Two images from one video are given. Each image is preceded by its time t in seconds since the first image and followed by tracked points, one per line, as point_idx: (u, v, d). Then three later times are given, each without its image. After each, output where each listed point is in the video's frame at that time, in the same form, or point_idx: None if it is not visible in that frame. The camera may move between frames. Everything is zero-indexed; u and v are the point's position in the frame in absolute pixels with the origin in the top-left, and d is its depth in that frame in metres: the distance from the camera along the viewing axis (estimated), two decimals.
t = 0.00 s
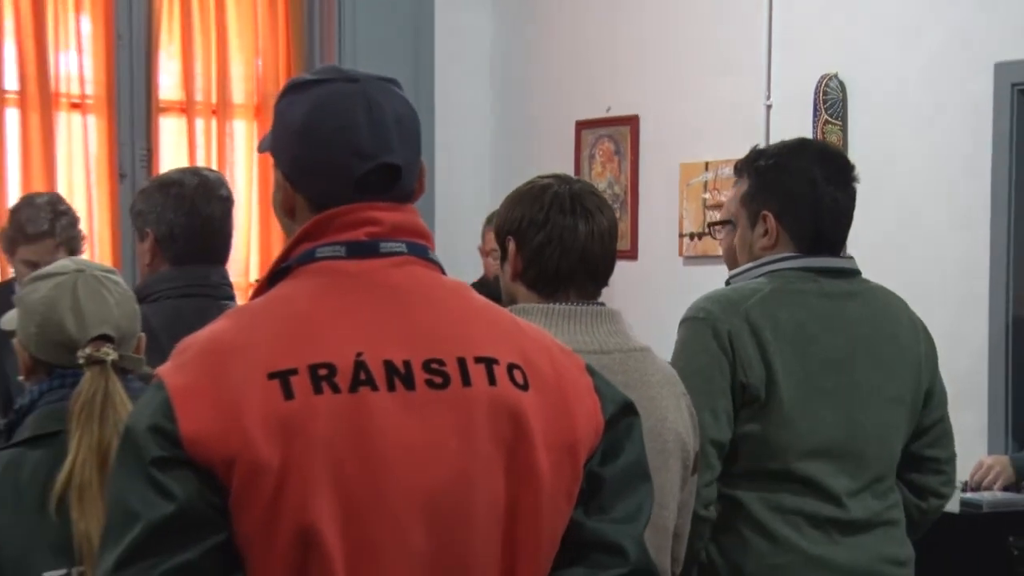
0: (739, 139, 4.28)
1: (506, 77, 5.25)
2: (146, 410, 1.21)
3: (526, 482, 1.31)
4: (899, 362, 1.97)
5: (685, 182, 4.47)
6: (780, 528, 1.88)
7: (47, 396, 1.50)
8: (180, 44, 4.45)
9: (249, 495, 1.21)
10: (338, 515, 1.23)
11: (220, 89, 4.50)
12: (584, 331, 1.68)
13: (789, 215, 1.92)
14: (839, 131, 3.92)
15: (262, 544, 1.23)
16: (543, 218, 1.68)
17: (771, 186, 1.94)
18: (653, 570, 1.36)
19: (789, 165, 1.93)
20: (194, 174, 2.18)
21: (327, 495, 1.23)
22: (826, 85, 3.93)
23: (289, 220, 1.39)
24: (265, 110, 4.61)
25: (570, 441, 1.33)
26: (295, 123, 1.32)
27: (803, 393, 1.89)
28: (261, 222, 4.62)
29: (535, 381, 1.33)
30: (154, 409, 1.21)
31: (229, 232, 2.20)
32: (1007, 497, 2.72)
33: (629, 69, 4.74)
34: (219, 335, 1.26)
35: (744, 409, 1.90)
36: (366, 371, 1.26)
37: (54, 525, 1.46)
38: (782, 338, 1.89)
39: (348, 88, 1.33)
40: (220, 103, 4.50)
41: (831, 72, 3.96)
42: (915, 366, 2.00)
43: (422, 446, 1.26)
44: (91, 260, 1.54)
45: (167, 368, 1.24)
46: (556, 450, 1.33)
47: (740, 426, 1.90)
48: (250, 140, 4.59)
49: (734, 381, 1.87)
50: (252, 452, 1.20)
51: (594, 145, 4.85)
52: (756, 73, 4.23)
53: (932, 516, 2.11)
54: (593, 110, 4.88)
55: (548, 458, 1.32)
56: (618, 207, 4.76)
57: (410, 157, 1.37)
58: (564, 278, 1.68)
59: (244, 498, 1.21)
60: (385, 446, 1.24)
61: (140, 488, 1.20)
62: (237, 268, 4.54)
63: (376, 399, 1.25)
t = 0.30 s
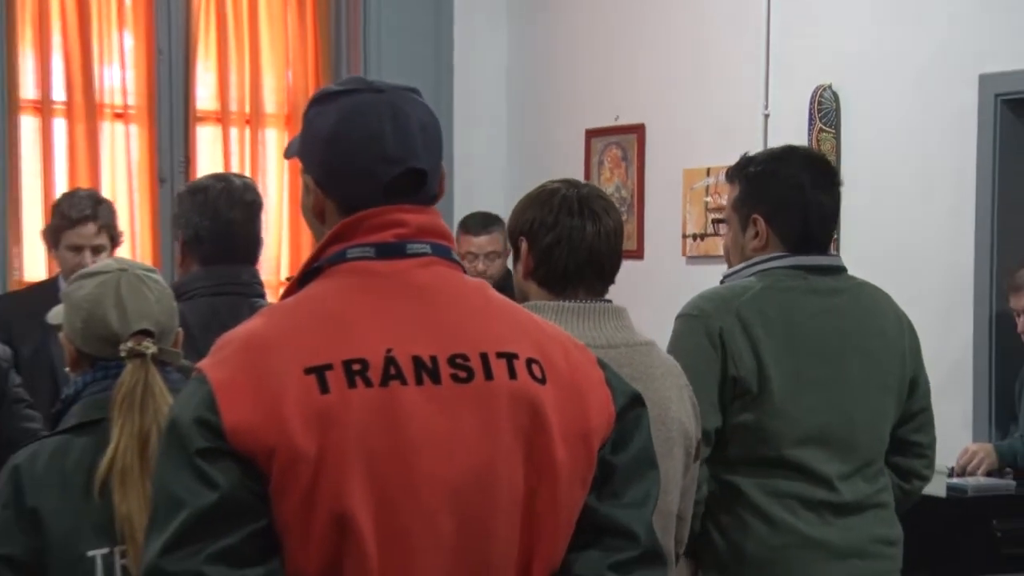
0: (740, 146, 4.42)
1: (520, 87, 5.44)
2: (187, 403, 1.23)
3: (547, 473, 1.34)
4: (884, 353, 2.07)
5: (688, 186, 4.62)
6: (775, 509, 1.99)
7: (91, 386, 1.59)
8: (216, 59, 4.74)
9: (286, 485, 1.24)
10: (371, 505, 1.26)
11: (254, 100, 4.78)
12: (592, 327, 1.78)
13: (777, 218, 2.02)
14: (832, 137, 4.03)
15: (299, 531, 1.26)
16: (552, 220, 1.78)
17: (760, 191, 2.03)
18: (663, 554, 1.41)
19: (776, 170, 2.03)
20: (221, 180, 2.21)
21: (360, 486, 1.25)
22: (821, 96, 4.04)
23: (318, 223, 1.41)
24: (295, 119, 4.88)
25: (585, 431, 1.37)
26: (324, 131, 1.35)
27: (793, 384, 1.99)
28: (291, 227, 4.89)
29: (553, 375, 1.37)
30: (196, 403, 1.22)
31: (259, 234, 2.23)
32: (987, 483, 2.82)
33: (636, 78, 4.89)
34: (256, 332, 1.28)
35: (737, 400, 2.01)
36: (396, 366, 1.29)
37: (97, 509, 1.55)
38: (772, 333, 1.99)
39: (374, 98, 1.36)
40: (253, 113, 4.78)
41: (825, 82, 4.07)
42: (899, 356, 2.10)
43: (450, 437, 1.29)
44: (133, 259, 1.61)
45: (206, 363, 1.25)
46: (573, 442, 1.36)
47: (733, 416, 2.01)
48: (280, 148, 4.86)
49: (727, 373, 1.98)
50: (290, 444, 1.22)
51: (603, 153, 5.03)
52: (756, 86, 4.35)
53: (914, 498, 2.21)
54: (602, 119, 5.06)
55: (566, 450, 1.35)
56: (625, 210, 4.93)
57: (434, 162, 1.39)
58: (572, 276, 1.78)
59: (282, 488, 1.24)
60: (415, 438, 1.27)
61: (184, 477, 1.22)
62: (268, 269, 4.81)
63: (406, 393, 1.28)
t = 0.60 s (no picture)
0: (742, 152, 4.58)
1: (537, 95, 5.70)
2: (221, 398, 1.26)
3: (563, 464, 1.37)
4: (875, 347, 2.15)
5: (694, 190, 4.82)
6: (774, 496, 2.07)
7: (127, 379, 1.66)
8: (247, 69, 4.95)
9: (316, 476, 1.27)
10: (397, 495, 1.29)
11: (283, 108, 4.99)
12: (601, 325, 1.86)
13: (772, 220, 2.11)
14: (831, 143, 4.17)
15: (328, 521, 1.29)
16: (563, 222, 1.86)
17: (756, 194, 2.12)
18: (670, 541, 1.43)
19: (770, 175, 2.11)
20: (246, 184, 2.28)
21: (387, 476, 1.28)
22: (821, 104, 4.18)
23: (339, 225, 1.44)
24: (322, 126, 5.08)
25: (597, 423, 1.40)
26: (345, 137, 1.38)
27: (789, 377, 2.07)
28: (318, 230, 5.08)
29: (566, 368, 1.40)
30: (231, 398, 1.25)
31: (286, 234, 2.29)
32: (978, 471, 2.81)
33: (645, 87, 5.11)
34: (285, 330, 1.30)
35: (736, 394, 2.09)
36: (419, 361, 1.32)
37: (133, 497, 1.61)
38: (769, 329, 2.07)
39: (392, 104, 1.38)
40: (282, 121, 4.99)
41: (826, 91, 4.20)
42: (890, 350, 2.18)
43: (470, 429, 1.32)
44: (168, 259, 1.70)
45: (238, 359, 1.28)
46: (585, 433, 1.39)
47: (732, 408, 2.09)
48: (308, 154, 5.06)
49: (726, 367, 2.06)
50: (320, 436, 1.25)
51: (614, 158, 5.25)
52: (757, 95, 4.51)
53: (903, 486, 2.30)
54: (613, 126, 5.28)
55: (580, 441, 1.38)
56: (635, 212, 5.15)
57: (451, 162, 1.42)
58: (583, 275, 1.86)
59: (313, 479, 1.27)
60: (439, 431, 1.30)
61: (218, 469, 1.25)
62: (296, 269, 5.04)
63: (429, 386, 1.31)
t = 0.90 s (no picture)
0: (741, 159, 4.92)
1: (552, 105, 6.11)
2: (249, 388, 1.33)
3: (570, 452, 1.43)
4: (864, 341, 2.27)
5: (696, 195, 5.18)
6: (770, 479, 2.18)
7: (168, 370, 1.76)
8: (280, 82, 5.36)
9: (335, 462, 1.33)
10: (411, 480, 1.35)
11: (312, 117, 5.40)
12: (608, 321, 1.98)
13: (770, 221, 2.23)
14: (825, 150, 4.44)
15: (348, 503, 1.36)
16: (572, 224, 1.97)
17: (754, 197, 2.25)
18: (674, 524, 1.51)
19: (766, 180, 2.24)
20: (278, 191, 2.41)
21: (402, 462, 1.34)
22: (816, 114, 4.44)
23: (363, 229, 1.52)
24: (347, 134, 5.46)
25: (603, 412, 1.46)
26: (364, 144, 1.46)
27: (783, 369, 2.18)
28: (345, 231, 5.48)
29: (574, 361, 1.47)
30: (257, 387, 1.32)
31: (313, 238, 2.42)
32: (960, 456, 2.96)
33: (650, 98, 5.48)
34: (307, 324, 1.37)
35: (733, 384, 2.20)
36: (433, 353, 1.39)
37: (173, 480, 1.70)
38: (764, 324, 2.19)
39: (408, 113, 1.46)
40: (312, 129, 5.40)
41: (820, 103, 4.46)
42: (878, 343, 2.30)
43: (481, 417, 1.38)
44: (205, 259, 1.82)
45: (264, 351, 1.35)
46: (591, 423, 1.46)
47: (729, 398, 2.20)
48: (335, 160, 5.45)
49: (723, 359, 2.17)
50: (339, 424, 1.32)
51: (621, 164, 5.64)
52: (755, 106, 4.82)
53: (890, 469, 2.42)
54: (621, 134, 5.67)
55: (586, 429, 1.45)
56: (642, 215, 5.53)
57: (463, 165, 1.50)
58: (592, 274, 1.98)
59: (332, 465, 1.33)
60: (451, 419, 1.37)
61: (244, 454, 1.31)
62: (324, 268, 5.42)
63: (442, 377, 1.38)
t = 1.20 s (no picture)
0: (742, 162, 5.13)
1: (564, 110, 6.36)
2: (272, 377, 1.40)
3: (576, 441, 1.47)
4: (857, 334, 2.37)
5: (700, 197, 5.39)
6: (769, 465, 2.28)
7: (200, 362, 1.86)
8: (306, 90, 5.72)
9: (351, 448, 1.39)
10: (423, 466, 1.41)
11: (335, 123, 5.75)
12: (618, 316, 2.07)
13: (771, 220, 2.35)
14: (823, 153, 4.67)
15: (363, 487, 1.41)
16: (583, 223, 2.07)
17: (754, 197, 2.35)
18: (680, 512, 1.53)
19: (765, 182, 2.36)
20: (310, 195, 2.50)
21: (413, 448, 1.40)
22: (814, 119, 4.68)
23: (385, 228, 1.58)
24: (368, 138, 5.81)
25: (609, 402, 1.50)
26: (385, 148, 1.52)
27: (781, 361, 2.29)
28: (367, 230, 5.80)
29: (583, 354, 1.51)
30: (279, 376, 1.39)
31: (341, 240, 2.52)
32: (950, 445, 3.12)
33: (656, 104, 5.71)
34: (328, 318, 1.44)
35: (733, 377, 2.30)
36: (445, 345, 1.44)
37: (206, 464, 1.80)
38: (762, 319, 2.29)
39: (425, 118, 1.52)
40: (336, 135, 5.76)
41: (818, 109, 4.68)
42: (869, 336, 2.40)
43: (490, 407, 1.43)
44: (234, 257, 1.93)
45: (287, 344, 1.42)
46: (598, 413, 1.50)
47: (729, 390, 2.30)
48: (357, 163, 5.79)
49: (724, 355, 2.27)
50: (355, 411, 1.38)
51: (629, 168, 5.86)
52: (758, 109, 5.01)
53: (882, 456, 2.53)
54: (629, 138, 5.88)
55: (593, 419, 1.49)
56: (649, 216, 5.76)
57: (478, 167, 1.55)
58: (601, 271, 2.08)
59: (348, 451, 1.39)
60: (461, 407, 1.42)
61: (265, 440, 1.38)
62: (347, 266, 5.73)
63: (453, 368, 1.43)
